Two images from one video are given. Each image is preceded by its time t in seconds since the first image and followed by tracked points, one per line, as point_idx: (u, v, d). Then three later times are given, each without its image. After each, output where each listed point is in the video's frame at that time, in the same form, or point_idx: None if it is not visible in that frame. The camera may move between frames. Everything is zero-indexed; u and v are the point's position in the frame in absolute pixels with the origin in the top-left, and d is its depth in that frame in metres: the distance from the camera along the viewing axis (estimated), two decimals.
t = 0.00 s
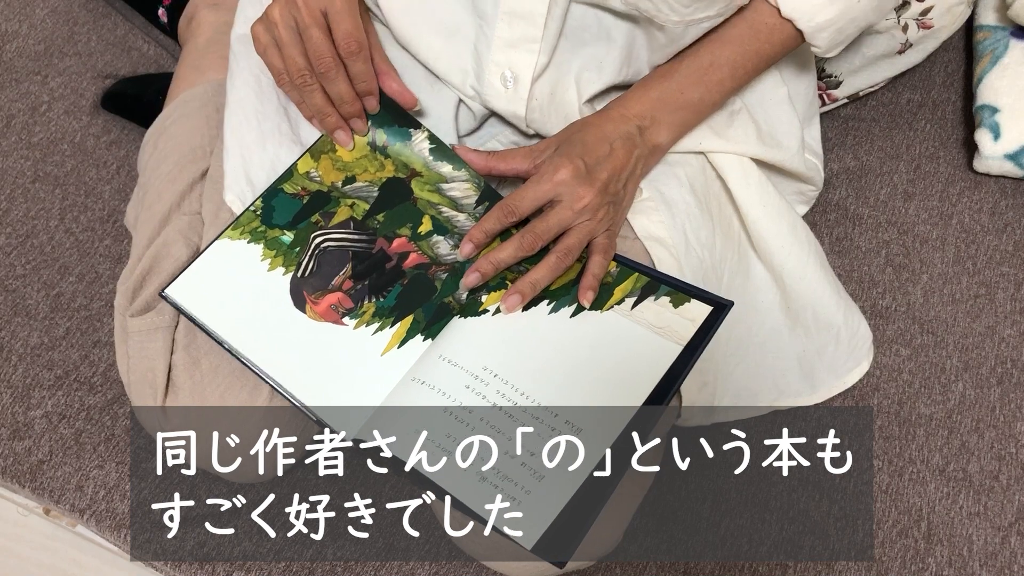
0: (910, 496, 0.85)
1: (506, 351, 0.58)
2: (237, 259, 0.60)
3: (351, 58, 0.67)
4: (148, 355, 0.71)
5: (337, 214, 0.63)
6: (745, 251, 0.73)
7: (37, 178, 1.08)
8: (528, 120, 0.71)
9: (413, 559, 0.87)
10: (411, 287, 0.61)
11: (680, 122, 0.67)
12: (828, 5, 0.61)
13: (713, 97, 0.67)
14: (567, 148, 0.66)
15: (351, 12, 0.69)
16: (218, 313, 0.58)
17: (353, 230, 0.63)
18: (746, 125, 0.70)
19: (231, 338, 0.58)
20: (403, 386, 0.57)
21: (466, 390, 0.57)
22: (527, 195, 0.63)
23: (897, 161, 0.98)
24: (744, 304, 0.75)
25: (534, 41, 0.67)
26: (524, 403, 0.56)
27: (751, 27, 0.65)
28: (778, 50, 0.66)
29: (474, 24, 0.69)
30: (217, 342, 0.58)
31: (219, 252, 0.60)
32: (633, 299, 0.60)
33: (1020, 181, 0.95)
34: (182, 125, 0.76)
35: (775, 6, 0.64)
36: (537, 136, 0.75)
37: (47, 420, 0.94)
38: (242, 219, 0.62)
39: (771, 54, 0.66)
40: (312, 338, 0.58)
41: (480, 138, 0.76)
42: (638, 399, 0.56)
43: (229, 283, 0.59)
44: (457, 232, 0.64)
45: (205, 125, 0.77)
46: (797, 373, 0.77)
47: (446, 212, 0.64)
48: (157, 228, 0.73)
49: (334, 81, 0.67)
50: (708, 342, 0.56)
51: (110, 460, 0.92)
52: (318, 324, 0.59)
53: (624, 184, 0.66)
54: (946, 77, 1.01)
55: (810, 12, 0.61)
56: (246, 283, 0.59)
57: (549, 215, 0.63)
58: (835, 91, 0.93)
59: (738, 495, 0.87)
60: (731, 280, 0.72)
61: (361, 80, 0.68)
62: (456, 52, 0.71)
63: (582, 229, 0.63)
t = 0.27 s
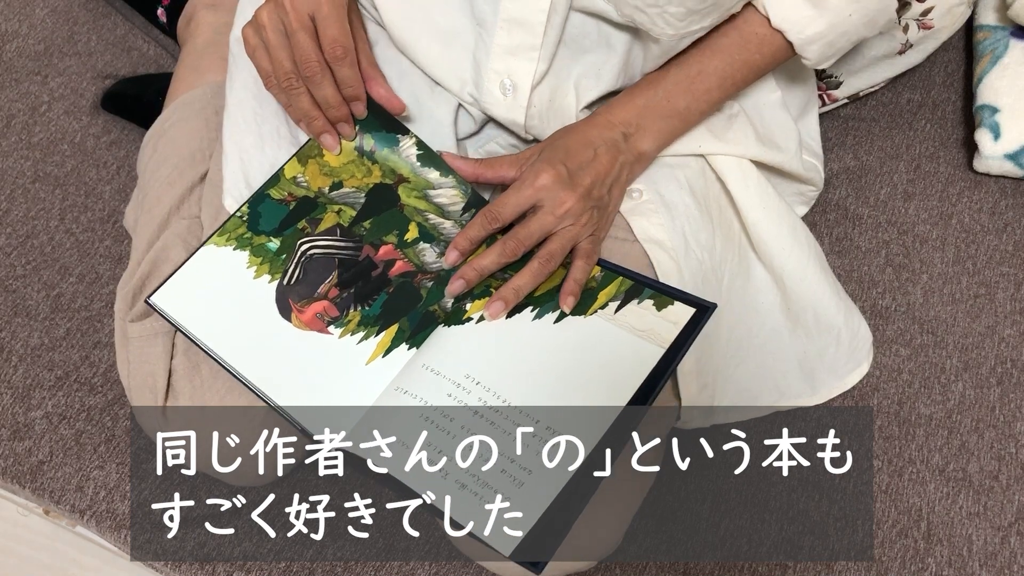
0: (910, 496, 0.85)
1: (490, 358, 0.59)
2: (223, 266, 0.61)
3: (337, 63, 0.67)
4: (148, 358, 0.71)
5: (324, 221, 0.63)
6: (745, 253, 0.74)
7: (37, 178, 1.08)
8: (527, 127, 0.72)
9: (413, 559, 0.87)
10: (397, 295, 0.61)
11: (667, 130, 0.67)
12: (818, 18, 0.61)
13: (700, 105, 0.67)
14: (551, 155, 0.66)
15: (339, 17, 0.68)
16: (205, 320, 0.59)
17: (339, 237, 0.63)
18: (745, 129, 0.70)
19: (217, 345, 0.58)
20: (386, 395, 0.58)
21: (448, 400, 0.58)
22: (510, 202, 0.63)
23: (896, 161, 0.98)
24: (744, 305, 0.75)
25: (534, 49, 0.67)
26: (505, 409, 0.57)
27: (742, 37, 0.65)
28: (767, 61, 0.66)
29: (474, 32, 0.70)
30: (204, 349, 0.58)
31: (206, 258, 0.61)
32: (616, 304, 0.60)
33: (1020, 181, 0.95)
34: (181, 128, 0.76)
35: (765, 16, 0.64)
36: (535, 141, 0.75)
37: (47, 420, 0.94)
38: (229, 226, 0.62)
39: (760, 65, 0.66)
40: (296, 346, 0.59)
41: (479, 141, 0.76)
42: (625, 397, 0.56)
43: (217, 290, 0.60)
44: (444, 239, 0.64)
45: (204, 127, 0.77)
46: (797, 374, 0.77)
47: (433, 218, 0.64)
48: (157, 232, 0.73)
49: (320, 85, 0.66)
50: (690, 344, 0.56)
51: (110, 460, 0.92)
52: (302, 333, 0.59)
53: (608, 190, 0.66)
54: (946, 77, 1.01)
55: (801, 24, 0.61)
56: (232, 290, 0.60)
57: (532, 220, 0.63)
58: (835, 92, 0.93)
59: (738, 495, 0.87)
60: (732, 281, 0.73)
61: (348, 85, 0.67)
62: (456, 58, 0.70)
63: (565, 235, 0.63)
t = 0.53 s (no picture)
0: (910, 496, 0.85)
1: (487, 362, 0.59)
2: (223, 262, 0.60)
3: (345, 61, 0.67)
4: (148, 359, 0.71)
5: (325, 219, 0.63)
6: (746, 254, 0.73)
7: (38, 178, 1.08)
8: (527, 130, 0.71)
9: (413, 559, 0.87)
10: (395, 295, 0.61)
11: (669, 137, 0.67)
12: (818, 22, 0.61)
13: (703, 112, 0.67)
14: (554, 160, 0.66)
15: (345, 14, 0.68)
16: (204, 317, 0.59)
17: (340, 236, 0.63)
18: (746, 131, 0.70)
19: (216, 341, 0.58)
20: (383, 396, 0.58)
21: (444, 403, 0.58)
22: (513, 205, 0.63)
23: (896, 161, 0.98)
24: (745, 306, 0.75)
25: (534, 52, 0.67)
26: (502, 415, 0.57)
27: (742, 42, 0.65)
28: (768, 65, 0.66)
29: (474, 35, 0.70)
30: (202, 345, 0.58)
31: (207, 254, 0.61)
32: (616, 312, 0.60)
33: (1020, 181, 0.95)
34: (182, 128, 0.76)
35: (766, 21, 0.64)
36: (535, 143, 0.75)
37: (47, 420, 0.94)
38: (230, 221, 0.62)
39: (761, 70, 0.66)
40: (294, 344, 0.59)
41: (480, 141, 0.76)
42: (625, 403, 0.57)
43: (216, 287, 0.60)
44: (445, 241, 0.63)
45: (205, 127, 0.77)
46: (798, 375, 0.78)
47: (434, 219, 0.64)
48: (157, 233, 0.73)
49: (328, 82, 0.67)
50: (688, 355, 0.57)
51: (111, 461, 0.92)
52: (300, 331, 0.59)
53: (611, 198, 0.66)
54: (946, 76, 1.01)
55: (800, 27, 0.62)
56: (232, 288, 0.60)
57: (533, 225, 0.63)
58: (835, 92, 0.93)
59: (738, 495, 0.87)
60: (732, 282, 0.72)
61: (355, 83, 0.68)
62: (456, 60, 0.70)
63: (567, 241, 0.63)
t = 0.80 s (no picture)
0: (910, 496, 0.85)
1: (487, 362, 0.59)
2: (224, 260, 0.61)
3: (347, 60, 0.67)
4: (147, 359, 0.71)
5: (326, 218, 0.63)
6: (746, 254, 0.73)
7: (37, 179, 1.08)
8: (527, 130, 0.71)
9: (413, 559, 0.87)
10: (395, 294, 0.61)
11: (670, 139, 0.67)
12: (817, 22, 0.61)
13: (704, 114, 0.67)
14: (557, 160, 0.66)
15: (349, 14, 0.68)
16: (204, 315, 0.59)
17: (340, 235, 0.63)
18: (745, 131, 0.70)
19: (216, 339, 0.58)
20: (383, 396, 0.58)
21: (443, 403, 0.58)
22: (516, 204, 0.63)
23: (896, 161, 0.98)
24: (745, 306, 0.75)
25: (534, 53, 0.67)
26: (501, 415, 0.57)
27: (742, 43, 0.65)
28: (768, 66, 0.66)
29: (474, 35, 0.70)
30: (202, 344, 0.58)
31: (207, 252, 0.61)
32: (616, 313, 0.60)
33: (1020, 181, 0.95)
34: (181, 128, 0.76)
35: (765, 21, 0.64)
36: (535, 143, 0.75)
37: (47, 420, 0.94)
38: (231, 219, 0.62)
39: (761, 70, 0.66)
40: (293, 342, 0.59)
41: (479, 141, 0.76)
42: (624, 404, 0.57)
43: (217, 286, 0.60)
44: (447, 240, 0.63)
45: (204, 127, 0.77)
46: (798, 375, 0.78)
47: (435, 219, 0.64)
48: (156, 233, 0.73)
49: (331, 81, 0.66)
50: (688, 356, 0.57)
51: (111, 461, 0.92)
52: (300, 329, 0.59)
53: (613, 200, 0.66)
54: (946, 76, 1.01)
55: (800, 27, 0.62)
56: (232, 286, 0.60)
57: (535, 225, 0.63)
58: (835, 92, 0.93)
59: (738, 495, 0.87)
60: (732, 282, 0.72)
61: (358, 82, 0.67)
62: (455, 60, 0.70)
63: (568, 242, 0.63)
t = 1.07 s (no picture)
0: (910, 496, 0.85)
1: (487, 363, 0.59)
2: (225, 260, 0.60)
3: (351, 58, 0.67)
4: (147, 359, 0.71)
5: (327, 218, 0.63)
6: (746, 255, 0.73)
7: (38, 178, 1.08)
8: (527, 131, 0.71)
9: (413, 559, 0.87)
10: (396, 294, 0.61)
11: (672, 141, 0.67)
12: (817, 22, 0.61)
13: (705, 116, 0.67)
14: (561, 162, 0.66)
15: (352, 13, 0.68)
16: (204, 315, 0.59)
17: (342, 235, 0.63)
18: (746, 131, 0.70)
19: (216, 339, 0.58)
20: (383, 396, 0.58)
21: (443, 403, 0.58)
22: (520, 205, 0.63)
23: (896, 161, 0.98)
24: (745, 307, 0.75)
25: (534, 54, 0.67)
26: (502, 416, 0.57)
27: (742, 44, 0.65)
28: (768, 67, 0.66)
29: (474, 36, 0.70)
30: (202, 343, 0.58)
31: (208, 251, 0.61)
32: (616, 316, 0.60)
33: (1020, 181, 0.95)
34: (181, 128, 0.76)
35: (766, 22, 0.64)
36: (535, 144, 0.75)
37: (47, 420, 0.94)
38: (232, 218, 0.62)
39: (762, 71, 0.66)
40: (293, 342, 0.59)
41: (480, 142, 0.76)
42: (625, 406, 0.57)
43: (217, 285, 0.60)
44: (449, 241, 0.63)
45: (204, 127, 0.77)
46: (798, 376, 0.78)
47: (436, 219, 0.64)
48: (155, 233, 0.73)
49: (335, 80, 0.66)
50: (689, 360, 0.57)
51: (111, 461, 0.92)
52: (301, 329, 0.59)
53: (616, 202, 0.66)
54: (946, 76, 1.00)
55: (800, 27, 0.62)
56: (232, 286, 0.60)
57: (538, 226, 0.63)
58: (835, 92, 0.93)
59: (738, 495, 0.87)
60: (732, 283, 0.72)
61: (362, 82, 0.67)
62: (455, 61, 0.70)
63: (570, 244, 0.63)
